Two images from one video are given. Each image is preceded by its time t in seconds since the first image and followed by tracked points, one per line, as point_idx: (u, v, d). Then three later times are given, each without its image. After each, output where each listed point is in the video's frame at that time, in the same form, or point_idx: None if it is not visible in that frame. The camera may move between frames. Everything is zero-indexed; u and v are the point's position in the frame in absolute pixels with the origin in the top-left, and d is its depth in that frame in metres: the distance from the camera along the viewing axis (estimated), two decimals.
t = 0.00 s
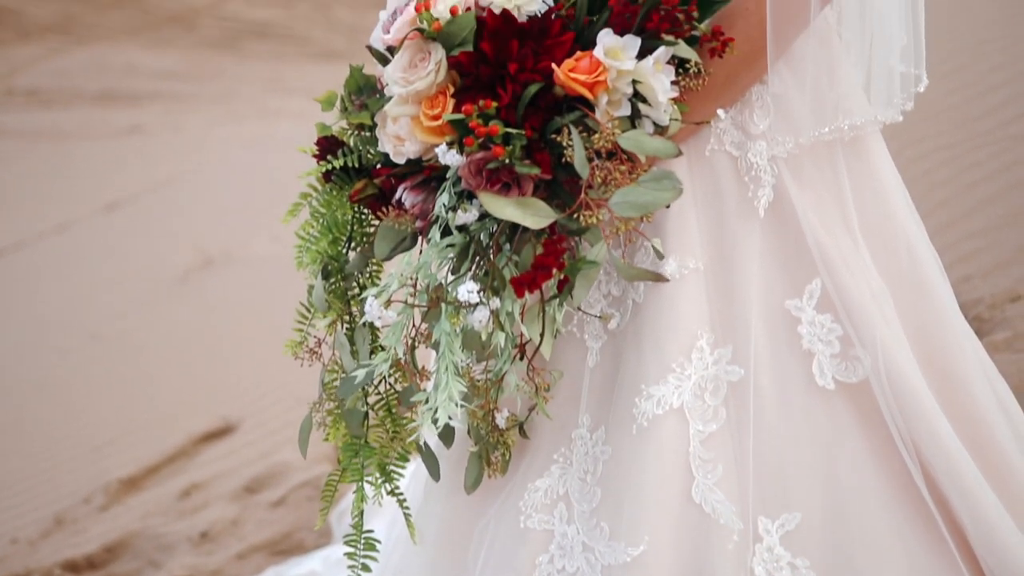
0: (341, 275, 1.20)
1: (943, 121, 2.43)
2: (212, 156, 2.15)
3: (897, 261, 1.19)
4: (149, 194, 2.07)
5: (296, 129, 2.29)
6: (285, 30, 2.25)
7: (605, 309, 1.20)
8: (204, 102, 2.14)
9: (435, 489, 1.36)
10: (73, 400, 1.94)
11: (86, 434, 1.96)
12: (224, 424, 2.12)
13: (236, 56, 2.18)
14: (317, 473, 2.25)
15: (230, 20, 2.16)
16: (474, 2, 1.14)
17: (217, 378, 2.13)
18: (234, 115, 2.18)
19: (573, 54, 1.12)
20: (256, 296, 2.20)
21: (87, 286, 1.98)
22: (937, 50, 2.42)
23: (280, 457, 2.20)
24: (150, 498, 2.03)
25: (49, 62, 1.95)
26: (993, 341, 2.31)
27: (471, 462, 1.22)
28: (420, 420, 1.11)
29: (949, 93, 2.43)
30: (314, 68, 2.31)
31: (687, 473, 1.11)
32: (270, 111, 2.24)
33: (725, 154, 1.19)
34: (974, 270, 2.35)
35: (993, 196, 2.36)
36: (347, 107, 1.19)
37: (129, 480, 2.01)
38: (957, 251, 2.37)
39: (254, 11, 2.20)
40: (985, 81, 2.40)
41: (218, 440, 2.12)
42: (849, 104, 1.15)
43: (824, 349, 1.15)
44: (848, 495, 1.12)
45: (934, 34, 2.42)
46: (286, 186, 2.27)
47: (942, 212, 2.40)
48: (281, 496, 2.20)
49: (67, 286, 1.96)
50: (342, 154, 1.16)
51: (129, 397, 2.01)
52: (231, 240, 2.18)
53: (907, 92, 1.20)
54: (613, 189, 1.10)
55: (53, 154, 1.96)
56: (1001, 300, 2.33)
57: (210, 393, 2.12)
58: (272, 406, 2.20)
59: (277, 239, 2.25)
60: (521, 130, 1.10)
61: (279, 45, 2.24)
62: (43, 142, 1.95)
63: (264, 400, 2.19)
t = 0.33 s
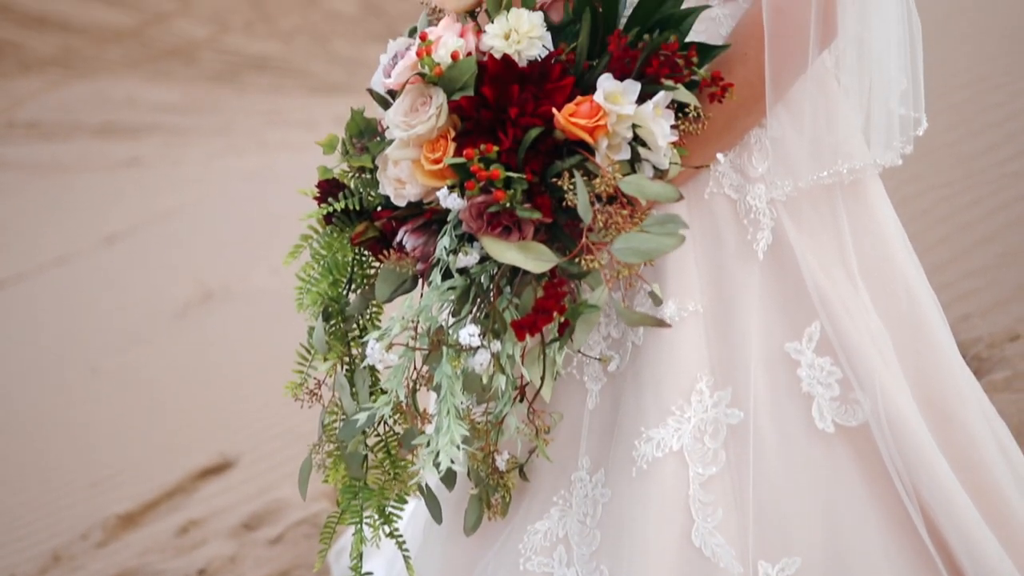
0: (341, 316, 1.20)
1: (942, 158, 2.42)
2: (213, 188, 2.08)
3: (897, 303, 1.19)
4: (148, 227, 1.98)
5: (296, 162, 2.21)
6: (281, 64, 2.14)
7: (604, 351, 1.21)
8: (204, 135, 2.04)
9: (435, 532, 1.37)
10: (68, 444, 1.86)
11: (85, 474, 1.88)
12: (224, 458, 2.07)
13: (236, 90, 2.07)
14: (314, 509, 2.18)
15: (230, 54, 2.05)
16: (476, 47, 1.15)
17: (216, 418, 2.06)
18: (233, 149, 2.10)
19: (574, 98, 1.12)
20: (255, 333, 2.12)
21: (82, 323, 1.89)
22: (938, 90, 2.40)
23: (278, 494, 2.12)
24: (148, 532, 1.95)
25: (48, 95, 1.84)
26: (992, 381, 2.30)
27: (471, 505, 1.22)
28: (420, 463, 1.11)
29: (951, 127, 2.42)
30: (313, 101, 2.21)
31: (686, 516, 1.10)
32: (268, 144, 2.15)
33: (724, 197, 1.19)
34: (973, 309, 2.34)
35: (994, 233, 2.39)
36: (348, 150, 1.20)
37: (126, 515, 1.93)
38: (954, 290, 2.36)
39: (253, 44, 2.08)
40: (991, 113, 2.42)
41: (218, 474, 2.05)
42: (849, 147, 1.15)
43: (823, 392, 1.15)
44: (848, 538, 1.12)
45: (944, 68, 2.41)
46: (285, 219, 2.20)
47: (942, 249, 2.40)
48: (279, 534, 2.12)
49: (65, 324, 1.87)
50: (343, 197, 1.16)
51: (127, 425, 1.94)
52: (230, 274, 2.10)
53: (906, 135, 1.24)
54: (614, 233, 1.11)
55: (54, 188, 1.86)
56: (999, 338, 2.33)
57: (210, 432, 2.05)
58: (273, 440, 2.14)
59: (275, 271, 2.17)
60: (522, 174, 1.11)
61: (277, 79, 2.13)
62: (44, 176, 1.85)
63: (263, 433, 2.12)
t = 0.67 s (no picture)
0: (342, 355, 1.20)
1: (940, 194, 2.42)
2: (212, 219, 2.12)
3: (897, 343, 1.19)
4: (148, 259, 2.05)
5: (297, 195, 2.23)
6: (281, 95, 2.18)
7: (604, 391, 1.21)
8: (203, 166, 2.10)
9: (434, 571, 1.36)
10: (70, 463, 1.95)
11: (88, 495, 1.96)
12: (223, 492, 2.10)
13: (236, 121, 2.13)
14: (313, 545, 2.18)
15: (230, 85, 2.11)
16: (477, 88, 1.16)
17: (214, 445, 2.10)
18: (233, 179, 2.14)
19: (574, 140, 1.12)
20: (253, 364, 2.15)
21: (82, 353, 1.97)
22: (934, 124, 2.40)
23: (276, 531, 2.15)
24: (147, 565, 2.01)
25: (49, 126, 1.95)
26: (992, 417, 2.32)
27: (471, 546, 1.21)
28: (421, 505, 1.11)
29: (949, 162, 2.42)
30: (312, 132, 2.23)
31: (686, 558, 1.09)
32: (267, 174, 2.18)
33: (724, 238, 1.19)
34: (972, 345, 2.35)
35: (994, 267, 2.39)
36: (350, 191, 1.21)
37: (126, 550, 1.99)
38: (952, 326, 2.37)
39: (253, 75, 2.14)
40: (989, 147, 2.43)
41: (218, 507, 2.09)
42: (847, 189, 1.16)
43: (823, 432, 1.15)
44: None
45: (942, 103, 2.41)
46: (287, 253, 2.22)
47: (942, 284, 2.40)
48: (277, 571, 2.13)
49: (66, 348, 1.96)
50: (344, 238, 1.17)
51: (127, 453, 2.01)
52: (229, 305, 2.14)
53: (906, 175, 1.24)
54: (615, 274, 1.11)
55: (55, 220, 1.96)
56: (1000, 374, 2.34)
57: (207, 460, 2.09)
58: (273, 475, 2.16)
59: (274, 303, 2.19)
60: (523, 215, 1.11)
61: (276, 109, 2.17)
62: (43, 208, 1.95)
63: (262, 466, 2.15)
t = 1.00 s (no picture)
0: (343, 393, 1.20)
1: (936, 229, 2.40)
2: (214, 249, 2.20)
3: (898, 382, 1.20)
4: (148, 288, 2.17)
5: (296, 226, 2.23)
6: (281, 125, 2.21)
7: (605, 429, 1.21)
8: (203, 196, 2.19)
9: None
10: (71, 471, 2.13)
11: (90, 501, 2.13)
12: (220, 524, 2.18)
13: (236, 150, 2.20)
14: None
15: (230, 115, 2.19)
16: (479, 127, 1.16)
17: (212, 467, 2.19)
18: (233, 209, 2.20)
19: (576, 179, 1.13)
20: (252, 394, 2.21)
21: (85, 387, 2.14)
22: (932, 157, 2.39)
23: (274, 565, 2.20)
24: None
25: (51, 155, 2.11)
26: (992, 454, 2.36)
27: None
28: (421, 544, 1.10)
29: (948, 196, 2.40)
30: (314, 163, 2.23)
31: None
32: (268, 206, 2.22)
33: (724, 275, 1.20)
34: (971, 380, 2.38)
35: (992, 304, 2.39)
36: (352, 229, 1.21)
37: None
38: (952, 360, 2.39)
39: (253, 105, 2.20)
40: (989, 181, 2.40)
41: (217, 540, 2.18)
42: (847, 227, 1.16)
43: (824, 471, 1.15)
44: None
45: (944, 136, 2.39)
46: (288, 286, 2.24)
47: (941, 320, 2.40)
48: None
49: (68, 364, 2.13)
50: (346, 276, 1.18)
51: (129, 478, 2.15)
52: (230, 337, 2.21)
53: (907, 214, 1.24)
54: (616, 312, 1.10)
55: (55, 246, 2.13)
56: (1000, 412, 2.37)
57: (205, 480, 2.19)
58: (273, 508, 2.21)
59: (275, 335, 2.23)
60: (525, 254, 1.11)
61: (276, 140, 2.21)
62: (42, 235, 2.12)
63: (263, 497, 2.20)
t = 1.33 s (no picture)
0: (345, 430, 1.20)
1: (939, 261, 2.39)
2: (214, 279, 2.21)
3: (900, 419, 1.19)
4: (148, 319, 2.17)
5: (296, 253, 2.27)
6: (284, 154, 2.23)
7: (607, 466, 1.21)
8: (203, 226, 2.19)
9: None
10: (72, 499, 2.13)
11: (93, 528, 2.14)
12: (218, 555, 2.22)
13: (237, 179, 2.21)
14: None
15: (230, 144, 2.20)
16: (481, 164, 1.17)
17: (212, 485, 2.22)
18: (234, 238, 2.22)
19: (578, 216, 1.13)
20: (252, 423, 2.24)
21: (86, 417, 2.13)
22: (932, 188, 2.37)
23: None
24: None
25: (52, 184, 2.10)
26: (995, 489, 2.37)
27: None
28: None
29: (948, 228, 2.39)
30: (315, 191, 2.26)
31: None
32: (268, 235, 2.24)
33: (726, 312, 1.20)
34: (972, 415, 2.39)
35: (991, 338, 2.41)
36: (354, 265, 1.20)
37: None
38: (953, 395, 2.40)
39: (255, 134, 2.21)
40: (986, 215, 2.41)
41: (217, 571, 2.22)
42: (849, 265, 1.16)
43: (826, 509, 1.15)
44: None
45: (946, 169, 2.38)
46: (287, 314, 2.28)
47: (941, 353, 2.40)
48: None
49: (67, 393, 2.12)
50: (348, 312, 1.18)
51: (128, 507, 2.17)
52: (229, 368, 2.23)
53: (906, 251, 1.24)
54: (618, 350, 1.10)
55: (55, 275, 2.11)
56: (1001, 446, 2.39)
57: (206, 510, 2.21)
58: (272, 540, 2.26)
59: (276, 365, 2.27)
60: (527, 291, 1.11)
61: (277, 168, 2.23)
62: (42, 265, 2.10)
63: (262, 529, 2.25)
